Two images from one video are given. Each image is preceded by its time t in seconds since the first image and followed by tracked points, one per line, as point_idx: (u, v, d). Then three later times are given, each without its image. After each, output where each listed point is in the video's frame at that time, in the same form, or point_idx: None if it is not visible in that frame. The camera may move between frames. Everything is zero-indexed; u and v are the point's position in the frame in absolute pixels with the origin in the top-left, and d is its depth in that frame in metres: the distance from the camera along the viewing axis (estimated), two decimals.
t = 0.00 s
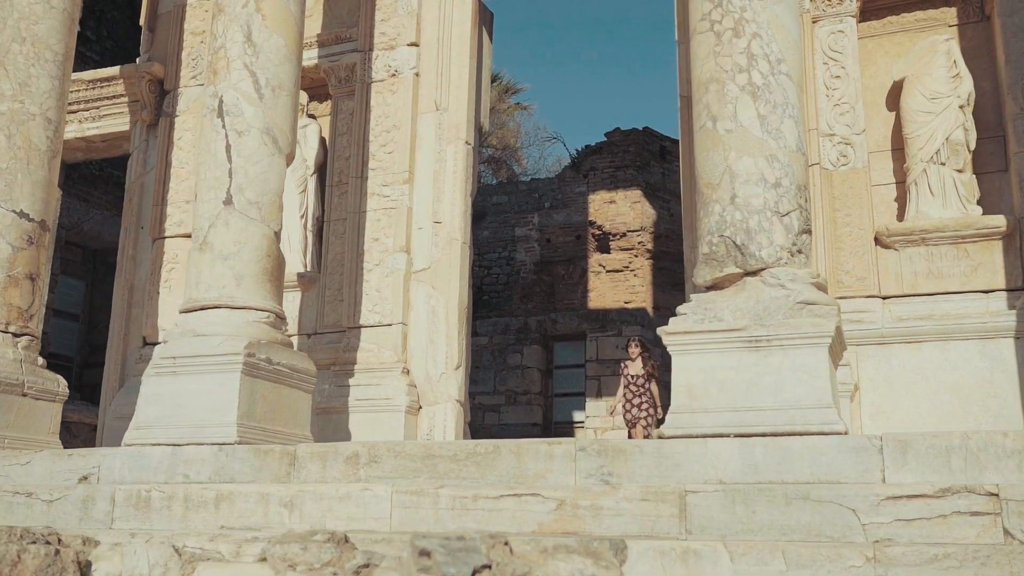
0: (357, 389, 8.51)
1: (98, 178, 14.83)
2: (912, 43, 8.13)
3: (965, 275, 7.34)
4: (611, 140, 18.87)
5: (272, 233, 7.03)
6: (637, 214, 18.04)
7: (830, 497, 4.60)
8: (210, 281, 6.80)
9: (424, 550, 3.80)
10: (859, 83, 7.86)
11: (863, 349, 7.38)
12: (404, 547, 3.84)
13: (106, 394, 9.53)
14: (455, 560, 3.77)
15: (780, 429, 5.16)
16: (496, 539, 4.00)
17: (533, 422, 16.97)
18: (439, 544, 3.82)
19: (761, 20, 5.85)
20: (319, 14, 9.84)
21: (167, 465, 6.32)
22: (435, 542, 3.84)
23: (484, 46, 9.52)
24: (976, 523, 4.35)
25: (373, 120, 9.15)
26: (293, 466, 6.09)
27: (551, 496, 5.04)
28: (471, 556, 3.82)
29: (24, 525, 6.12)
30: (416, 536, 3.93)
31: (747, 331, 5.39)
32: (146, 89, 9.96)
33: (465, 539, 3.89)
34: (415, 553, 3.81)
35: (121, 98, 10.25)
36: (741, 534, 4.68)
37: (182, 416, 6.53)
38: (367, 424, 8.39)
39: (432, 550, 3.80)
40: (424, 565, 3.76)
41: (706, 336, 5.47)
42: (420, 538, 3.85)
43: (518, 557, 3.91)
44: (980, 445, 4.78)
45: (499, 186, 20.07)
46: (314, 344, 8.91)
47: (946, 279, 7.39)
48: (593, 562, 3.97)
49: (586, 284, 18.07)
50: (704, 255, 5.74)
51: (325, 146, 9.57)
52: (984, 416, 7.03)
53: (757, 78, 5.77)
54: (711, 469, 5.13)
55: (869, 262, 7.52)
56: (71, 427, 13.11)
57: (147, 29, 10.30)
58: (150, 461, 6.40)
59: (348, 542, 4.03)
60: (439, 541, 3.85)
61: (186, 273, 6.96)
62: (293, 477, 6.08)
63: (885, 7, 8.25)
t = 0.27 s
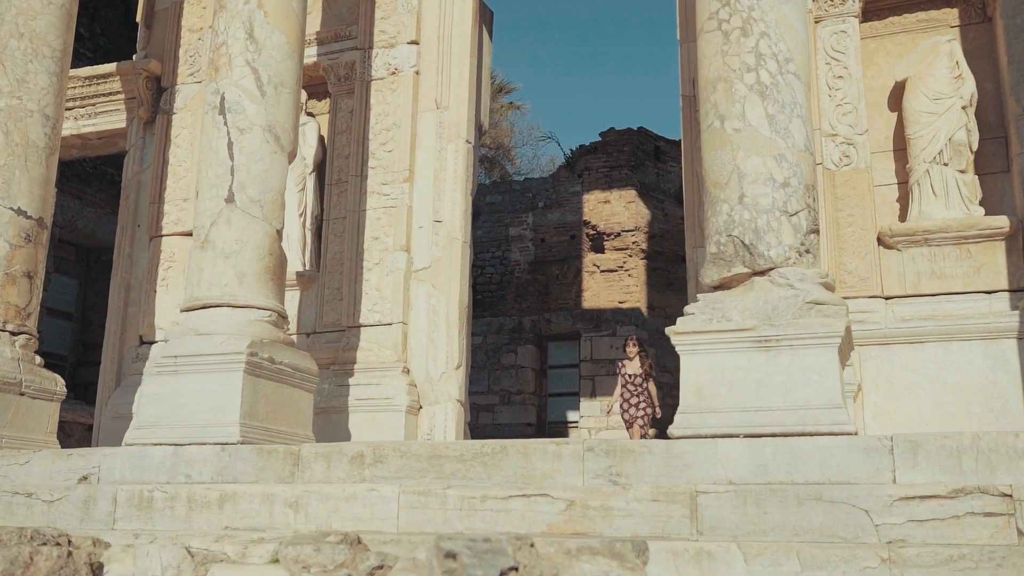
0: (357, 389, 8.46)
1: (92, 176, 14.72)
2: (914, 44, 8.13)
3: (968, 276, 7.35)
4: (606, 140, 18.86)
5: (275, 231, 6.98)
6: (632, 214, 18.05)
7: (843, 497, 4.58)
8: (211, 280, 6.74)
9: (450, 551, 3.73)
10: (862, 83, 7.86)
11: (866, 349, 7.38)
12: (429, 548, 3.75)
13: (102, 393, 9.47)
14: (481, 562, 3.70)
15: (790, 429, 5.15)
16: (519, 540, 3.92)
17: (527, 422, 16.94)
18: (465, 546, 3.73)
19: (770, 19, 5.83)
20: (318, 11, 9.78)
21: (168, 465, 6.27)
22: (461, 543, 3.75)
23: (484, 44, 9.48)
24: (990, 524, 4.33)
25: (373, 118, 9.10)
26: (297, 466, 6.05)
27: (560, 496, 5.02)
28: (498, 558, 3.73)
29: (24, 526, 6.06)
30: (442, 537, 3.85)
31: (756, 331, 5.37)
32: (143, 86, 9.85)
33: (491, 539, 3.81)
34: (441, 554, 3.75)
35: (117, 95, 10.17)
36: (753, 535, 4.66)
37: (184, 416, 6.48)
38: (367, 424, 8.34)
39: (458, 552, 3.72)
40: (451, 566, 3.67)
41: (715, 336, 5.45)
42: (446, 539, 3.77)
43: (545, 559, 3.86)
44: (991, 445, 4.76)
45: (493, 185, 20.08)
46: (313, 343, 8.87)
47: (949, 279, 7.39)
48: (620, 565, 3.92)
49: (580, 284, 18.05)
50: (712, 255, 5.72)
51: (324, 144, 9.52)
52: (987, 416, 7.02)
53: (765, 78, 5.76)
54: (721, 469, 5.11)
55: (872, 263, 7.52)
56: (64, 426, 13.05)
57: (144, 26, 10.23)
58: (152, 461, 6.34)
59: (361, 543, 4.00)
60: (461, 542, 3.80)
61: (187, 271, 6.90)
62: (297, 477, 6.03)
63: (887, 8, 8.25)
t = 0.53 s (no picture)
0: (356, 388, 8.40)
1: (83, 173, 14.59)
2: (916, 44, 8.14)
3: (970, 277, 7.36)
4: (598, 140, 18.83)
5: (277, 229, 6.91)
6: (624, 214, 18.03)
7: (858, 498, 4.56)
8: (213, 278, 6.67)
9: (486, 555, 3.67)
10: (864, 84, 7.85)
11: (869, 350, 7.38)
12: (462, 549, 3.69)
13: (96, 392, 9.37)
14: (517, 563, 3.65)
15: (802, 430, 5.13)
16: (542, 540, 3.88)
17: (519, 421, 16.88)
18: (500, 549, 3.68)
19: (779, 18, 5.81)
20: (316, 8, 9.71)
21: (170, 465, 6.19)
22: (496, 546, 3.69)
23: (484, 42, 9.43)
24: (1006, 525, 4.35)
25: (372, 116, 9.04)
26: (302, 466, 5.99)
27: (572, 497, 4.99)
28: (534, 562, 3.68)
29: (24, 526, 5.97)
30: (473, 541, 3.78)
31: (767, 331, 5.35)
32: (138, 82, 9.76)
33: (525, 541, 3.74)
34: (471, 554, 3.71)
35: (111, 91, 10.09)
36: (768, 536, 4.64)
37: (185, 415, 6.40)
38: (366, 424, 8.28)
39: (492, 554, 3.66)
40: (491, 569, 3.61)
41: (725, 336, 5.42)
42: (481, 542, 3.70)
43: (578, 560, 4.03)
44: (1005, 446, 4.77)
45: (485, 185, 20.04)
46: (311, 343, 8.80)
47: (951, 280, 7.40)
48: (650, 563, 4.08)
49: (572, 284, 18.01)
50: (721, 255, 5.70)
51: (321, 142, 9.45)
52: (990, 417, 7.03)
53: (775, 77, 5.73)
54: (733, 470, 5.09)
55: (875, 263, 7.53)
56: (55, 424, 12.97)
57: (139, 21, 10.13)
58: (153, 461, 6.27)
59: (378, 545, 3.95)
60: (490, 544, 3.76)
61: (188, 269, 6.83)
62: (301, 477, 5.98)
63: (888, 9, 8.26)
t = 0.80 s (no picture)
0: (355, 388, 8.34)
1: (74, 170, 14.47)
2: (917, 45, 8.14)
3: (972, 277, 7.37)
4: (591, 139, 18.81)
5: (279, 227, 6.85)
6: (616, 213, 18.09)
7: (871, 499, 4.55)
8: (214, 276, 6.61)
9: (518, 557, 3.62)
10: (866, 84, 7.84)
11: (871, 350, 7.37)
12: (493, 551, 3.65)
13: (90, 391, 9.28)
14: (550, 566, 3.59)
15: (812, 430, 5.12)
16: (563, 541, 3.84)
17: (510, 421, 16.83)
18: (532, 552, 3.62)
19: (788, 17, 5.80)
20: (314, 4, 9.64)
21: (171, 465, 6.12)
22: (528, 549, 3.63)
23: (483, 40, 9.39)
24: (1020, 526, 4.35)
25: (371, 114, 8.99)
26: (306, 466, 5.93)
27: (583, 498, 4.96)
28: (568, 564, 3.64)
29: (22, 527, 5.89)
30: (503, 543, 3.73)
31: (777, 331, 5.33)
32: (133, 79, 9.76)
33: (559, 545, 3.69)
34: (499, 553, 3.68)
35: (106, 88, 10.07)
36: (781, 537, 4.62)
37: (187, 415, 6.34)
38: (366, 424, 8.22)
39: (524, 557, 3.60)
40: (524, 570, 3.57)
41: (735, 336, 5.41)
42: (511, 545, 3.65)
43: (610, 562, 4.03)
44: (1017, 447, 4.76)
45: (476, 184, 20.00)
46: (309, 342, 8.74)
47: (953, 281, 7.41)
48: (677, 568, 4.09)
49: (564, 284, 17.99)
50: (729, 254, 5.68)
51: (319, 140, 9.39)
52: (992, 417, 7.03)
53: (784, 76, 5.72)
54: (743, 470, 5.07)
55: (876, 264, 7.54)
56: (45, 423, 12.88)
57: (134, 17, 10.08)
58: (153, 460, 6.20)
59: (393, 547, 3.91)
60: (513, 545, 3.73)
61: (188, 267, 6.76)
62: (305, 478, 5.92)
63: (890, 9, 8.26)
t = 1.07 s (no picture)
0: (353, 387, 8.28)
1: (65, 167, 14.33)
2: (917, 46, 8.15)
3: (973, 278, 7.38)
4: (582, 139, 18.77)
5: (280, 224, 6.79)
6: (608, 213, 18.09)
7: (884, 500, 4.53)
8: (215, 274, 6.54)
9: (550, 558, 3.84)
10: (867, 84, 7.85)
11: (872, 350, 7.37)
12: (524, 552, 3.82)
13: (83, 390, 9.19)
14: (582, 568, 3.79)
15: (822, 430, 5.10)
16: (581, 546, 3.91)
17: (501, 421, 16.78)
18: (565, 554, 3.84)
19: (796, 17, 5.78)
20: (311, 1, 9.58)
21: (171, 465, 6.05)
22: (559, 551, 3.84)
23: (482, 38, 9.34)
24: None
25: (369, 111, 8.93)
26: (309, 466, 5.87)
27: (593, 498, 4.93)
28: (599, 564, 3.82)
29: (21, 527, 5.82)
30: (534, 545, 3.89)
31: (787, 331, 5.32)
32: (128, 75, 9.59)
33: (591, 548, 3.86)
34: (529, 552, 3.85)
35: (99, 84, 10.00)
36: (793, 537, 4.60)
37: (187, 414, 6.27)
38: (364, 423, 8.16)
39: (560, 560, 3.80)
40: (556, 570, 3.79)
41: (743, 336, 5.39)
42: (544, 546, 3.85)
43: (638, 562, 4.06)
44: None
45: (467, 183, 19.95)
46: (306, 340, 8.68)
47: (954, 281, 7.42)
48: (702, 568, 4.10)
49: (556, 284, 17.95)
50: (737, 254, 5.66)
51: (316, 137, 9.32)
52: (994, 418, 7.04)
53: (792, 76, 5.70)
54: (753, 470, 5.05)
55: (878, 264, 7.54)
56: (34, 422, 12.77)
57: (128, 12, 10.01)
58: (153, 460, 6.13)
59: (409, 548, 3.87)
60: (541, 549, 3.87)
61: (188, 265, 6.69)
62: (308, 478, 5.86)
63: (890, 10, 8.27)
